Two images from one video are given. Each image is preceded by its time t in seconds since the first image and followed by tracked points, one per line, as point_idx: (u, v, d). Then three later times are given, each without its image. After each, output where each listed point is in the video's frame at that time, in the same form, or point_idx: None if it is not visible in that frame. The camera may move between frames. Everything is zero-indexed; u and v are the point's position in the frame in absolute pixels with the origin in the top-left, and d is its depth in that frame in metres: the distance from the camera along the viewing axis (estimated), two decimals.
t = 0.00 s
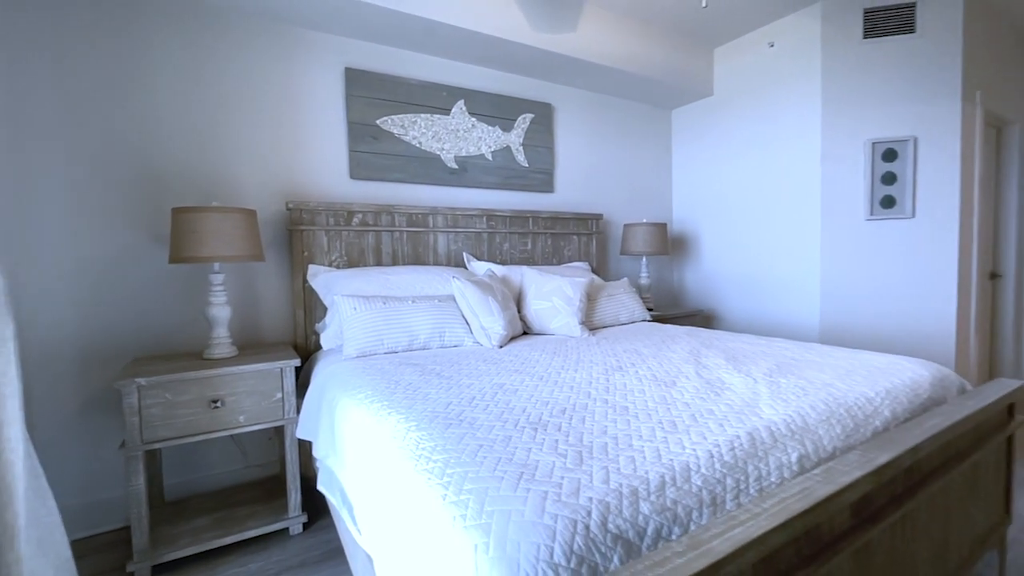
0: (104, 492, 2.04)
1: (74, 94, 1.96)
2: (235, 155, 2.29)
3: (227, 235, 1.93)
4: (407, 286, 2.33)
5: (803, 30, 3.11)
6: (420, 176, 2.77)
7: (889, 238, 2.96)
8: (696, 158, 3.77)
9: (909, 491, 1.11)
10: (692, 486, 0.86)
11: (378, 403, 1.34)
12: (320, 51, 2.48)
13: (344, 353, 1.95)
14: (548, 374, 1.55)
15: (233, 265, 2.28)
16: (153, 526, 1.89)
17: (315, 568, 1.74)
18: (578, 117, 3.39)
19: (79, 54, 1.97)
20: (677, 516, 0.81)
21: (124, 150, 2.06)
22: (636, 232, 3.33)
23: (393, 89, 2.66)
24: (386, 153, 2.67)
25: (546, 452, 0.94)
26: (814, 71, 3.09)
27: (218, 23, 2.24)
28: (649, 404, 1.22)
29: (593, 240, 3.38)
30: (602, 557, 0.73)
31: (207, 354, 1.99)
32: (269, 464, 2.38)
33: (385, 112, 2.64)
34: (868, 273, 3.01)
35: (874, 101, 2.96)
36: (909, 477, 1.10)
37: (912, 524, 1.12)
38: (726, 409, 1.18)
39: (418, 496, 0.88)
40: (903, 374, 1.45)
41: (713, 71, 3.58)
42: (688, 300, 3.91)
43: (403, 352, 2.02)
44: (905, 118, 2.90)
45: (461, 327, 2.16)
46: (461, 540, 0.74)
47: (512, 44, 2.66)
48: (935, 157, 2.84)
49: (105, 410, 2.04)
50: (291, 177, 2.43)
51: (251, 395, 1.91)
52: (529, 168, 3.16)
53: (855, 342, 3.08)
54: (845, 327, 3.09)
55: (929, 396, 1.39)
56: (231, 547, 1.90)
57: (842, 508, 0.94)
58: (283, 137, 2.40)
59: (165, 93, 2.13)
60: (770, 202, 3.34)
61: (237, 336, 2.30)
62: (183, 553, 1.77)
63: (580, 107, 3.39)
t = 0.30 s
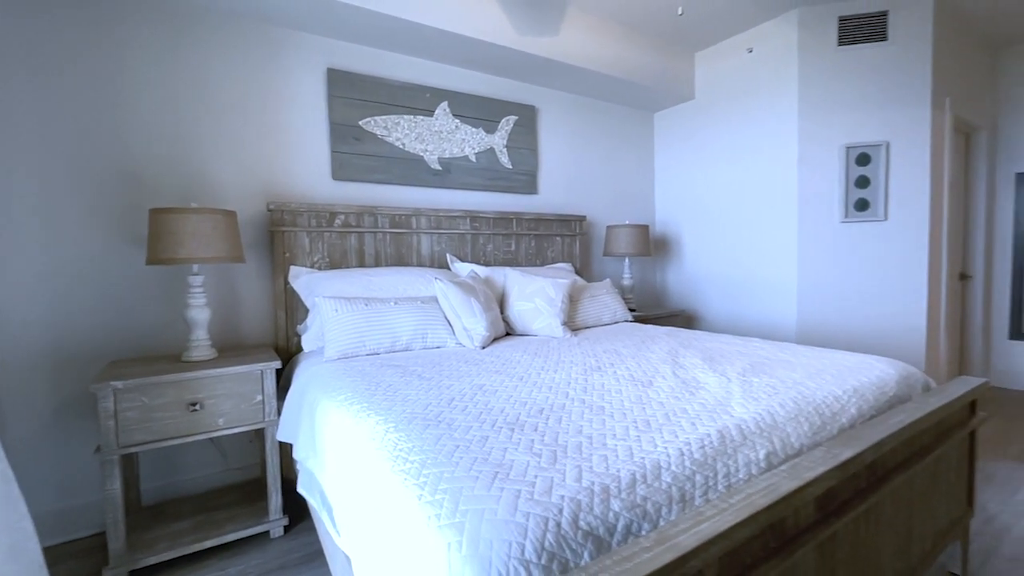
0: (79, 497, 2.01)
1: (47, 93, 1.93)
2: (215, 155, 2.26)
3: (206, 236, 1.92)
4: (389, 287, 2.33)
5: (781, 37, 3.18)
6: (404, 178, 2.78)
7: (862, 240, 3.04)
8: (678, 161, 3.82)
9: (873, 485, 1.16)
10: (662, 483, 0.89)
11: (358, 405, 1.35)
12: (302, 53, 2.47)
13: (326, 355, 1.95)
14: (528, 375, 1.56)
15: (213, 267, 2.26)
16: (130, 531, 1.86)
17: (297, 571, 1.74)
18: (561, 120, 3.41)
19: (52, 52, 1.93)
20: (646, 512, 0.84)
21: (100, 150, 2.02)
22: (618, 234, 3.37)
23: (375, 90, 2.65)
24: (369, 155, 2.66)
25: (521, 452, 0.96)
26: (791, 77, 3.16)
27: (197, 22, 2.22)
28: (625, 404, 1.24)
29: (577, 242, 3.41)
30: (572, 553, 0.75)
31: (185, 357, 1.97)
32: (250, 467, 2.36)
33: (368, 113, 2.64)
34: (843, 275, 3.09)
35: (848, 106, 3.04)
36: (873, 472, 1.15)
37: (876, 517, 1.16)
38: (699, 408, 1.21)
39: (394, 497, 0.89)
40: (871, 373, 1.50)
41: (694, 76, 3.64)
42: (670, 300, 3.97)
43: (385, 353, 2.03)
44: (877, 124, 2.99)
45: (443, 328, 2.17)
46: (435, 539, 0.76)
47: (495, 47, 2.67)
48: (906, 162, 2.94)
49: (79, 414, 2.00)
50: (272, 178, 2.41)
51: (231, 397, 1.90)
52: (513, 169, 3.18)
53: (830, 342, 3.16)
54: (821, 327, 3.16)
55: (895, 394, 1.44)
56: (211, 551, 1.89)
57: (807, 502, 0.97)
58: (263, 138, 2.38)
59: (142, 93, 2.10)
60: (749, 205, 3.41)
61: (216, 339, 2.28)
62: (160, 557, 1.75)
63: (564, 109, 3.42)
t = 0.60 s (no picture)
0: (48, 505, 1.96)
1: (12, 92, 1.88)
2: (189, 156, 2.23)
3: (181, 238, 1.89)
4: (369, 289, 2.32)
5: (755, 42, 3.25)
6: (383, 179, 2.77)
7: (833, 241, 3.13)
8: (657, 163, 3.88)
9: (835, 479, 1.20)
10: (630, 480, 0.91)
11: (334, 408, 1.35)
12: (279, 53, 2.45)
13: (304, 358, 1.94)
14: (505, 376, 1.58)
15: (188, 269, 2.23)
16: (102, 538, 1.83)
17: None
18: (542, 122, 3.44)
19: (19, 49, 1.89)
20: (614, 509, 0.86)
21: (69, 150, 1.98)
22: (599, 235, 3.41)
23: (355, 91, 2.64)
24: (348, 156, 2.65)
25: (494, 452, 0.98)
26: (765, 82, 3.23)
27: (170, 20, 2.18)
28: (598, 404, 1.27)
29: (558, 243, 3.44)
30: (541, 550, 0.76)
31: (159, 361, 1.94)
32: (227, 471, 2.33)
33: (347, 114, 2.63)
34: (816, 275, 3.17)
35: (820, 111, 3.12)
36: (835, 466, 1.19)
37: (838, 510, 1.21)
38: (670, 407, 1.24)
39: (367, 499, 0.90)
40: (836, 370, 1.56)
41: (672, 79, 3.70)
42: (650, 300, 4.02)
43: (364, 355, 2.02)
44: (847, 129, 3.09)
45: (423, 329, 2.17)
46: (406, 540, 0.77)
47: (474, 49, 2.69)
48: (875, 166, 3.04)
49: (48, 420, 1.96)
50: (249, 179, 2.39)
51: (206, 401, 1.88)
52: (493, 171, 3.19)
53: (804, 341, 3.24)
54: (795, 326, 3.24)
55: (859, 391, 1.49)
56: (186, 557, 1.86)
57: (771, 496, 1.01)
58: (240, 138, 2.36)
59: (113, 92, 2.07)
60: (726, 207, 3.47)
61: (192, 341, 2.25)
62: (133, 565, 1.72)
63: (544, 111, 3.45)
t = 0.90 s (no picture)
0: (11, 514, 1.90)
1: None
2: (160, 155, 2.19)
3: (151, 238, 1.86)
4: (345, 290, 2.31)
5: (729, 47, 3.32)
6: (361, 179, 2.75)
7: (804, 242, 3.22)
8: (635, 165, 3.93)
9: (797, 474, 1.24)
10: (597, 478, 0.93)
11: (306, 410, 1.34)
12: (253, 51, 2.42)
13: (278, 360, 1.92)
14: (480, 377, 1.59)
15: (158, 270, 2.18)
16: (67, 547, 1.78)
17: None
18: (521, 123, 3.46)
19: None
20: (580, 507, 0.88)
21: (31, 149, 1.92)
22: (578, 236, 3.44)
23: (331, 90, 2.62)
24: (324, 155, 2.63)
25: (464, 452, 0.99)
26: (738, 86, 3.30)
27: (138, 16, 2.14)
28: (570, 404, 1.29)
29: (537, 244, 3.46)
30: (507, 549, 0.78)
31: (127, 364, 1.90)
32: (199, 476, 2.29)
33: (323, 114, 2.60)
34: (788, 276, 3.26)
35: (791, 115, 3.21)
36: (797, 461, 1.23)
37: (800, 503, 1.25)
38: (640, 406, 1.27)
39: (336, 502, 0.90)
40: (801, 369, 1.61)
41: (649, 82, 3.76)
42: (628, 300, 4.08)
43: (340, 357, 2.01)
44: (817, 133, 3.18)
45: (400, 330, 2.17)
46: (373, 542, 0.78)
47: (452, 50, 2.69)
48: (843, 170, 3.14)
49: (9, 427, 1.90)
50: (222, 179, 2.35)
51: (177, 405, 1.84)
52: (472, 172, 3.20)
53: (776, 339, 3.32)
54: (768, 326, 3.32)
55: (822, 388, 1.55)
56: (156, 564, 1.83)
57: (733, 491, 1.05)
58: (212, 138, 2.32)
59: (79, 90, 2.01)
60: (701, 208, 3.54)
61: (162, 344, 2.20)
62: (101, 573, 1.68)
63: (523, 113, 3.47)
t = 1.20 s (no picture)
0: None
1: None
2: (124, 153, 2.14)
3: (115, 240, 1.81)
4: (318, 291, 2.29)
5: (701, 52, 3.39)
6: (335, 179, 2.73)
7: (773, 243, 3.31)
8: (611, 166, 3.98)
9: (758, 468, 1.28)
10: (560, 475, 0.95)
11: (274, 413, 1.33)
12: (222, 49, 2.38)
13: (248, 362, 1.90)
14: (452, 377, 1.60)
15: (123, 272, 2.13)
16: (27, 558, 1.73)
17: None
18: (497, 124, 3.47)
19: None
20: (543, 504, 0.90)
21: None
22: (554, 237, 3.47)
23: (303, 89, 2.59)
24: (297, 155, 2.60)
25: (430, 452, 1.00)
26: (710, 90, 3.37)
27: (101, 11, 2.08)
28: (539, 403, 1.31)
29: (514, 244, 3.48)
30: (468, 547, 0.79)
31: (90, 369, 1.85)
32: (168, 481, 2.24)
33: (295, 113, 2.57)
34: (758, 275, 3.34)
35: (760, 119, 3.29)
36: (757, 456, 1.27)
37: (761, 496, 1.30)
38: (607, 404, 1.30)
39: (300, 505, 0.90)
40: (765, 366, 1.66)
41: (624, 86, 3.81)
42: (605, 300, 4.12)
43: (313, 359, 2.00)
44: (785, 137, 3.27)
45: (374, 331, 2.16)
46: (335, 543, 0.78)
47: (427, 50, 2.69)
48: (809, 173, 3.24)
49: None
50: (191, 179, 2.30)
51: (142, 410, 1.80)
52: (449, 172, 3.20)
53: (747, 338, 3.40)
54: (739, 324, 3.40)
55: (784, 384, 1.60)
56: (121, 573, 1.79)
57: (694, 486, 1.08)
58: (180, 136, 2.27)
59: (37, 87, 1.95)
60: (675, 209, 3.60)
61: (128, 347, 2.15)
62: None
63: (500, 113, 3.48)
